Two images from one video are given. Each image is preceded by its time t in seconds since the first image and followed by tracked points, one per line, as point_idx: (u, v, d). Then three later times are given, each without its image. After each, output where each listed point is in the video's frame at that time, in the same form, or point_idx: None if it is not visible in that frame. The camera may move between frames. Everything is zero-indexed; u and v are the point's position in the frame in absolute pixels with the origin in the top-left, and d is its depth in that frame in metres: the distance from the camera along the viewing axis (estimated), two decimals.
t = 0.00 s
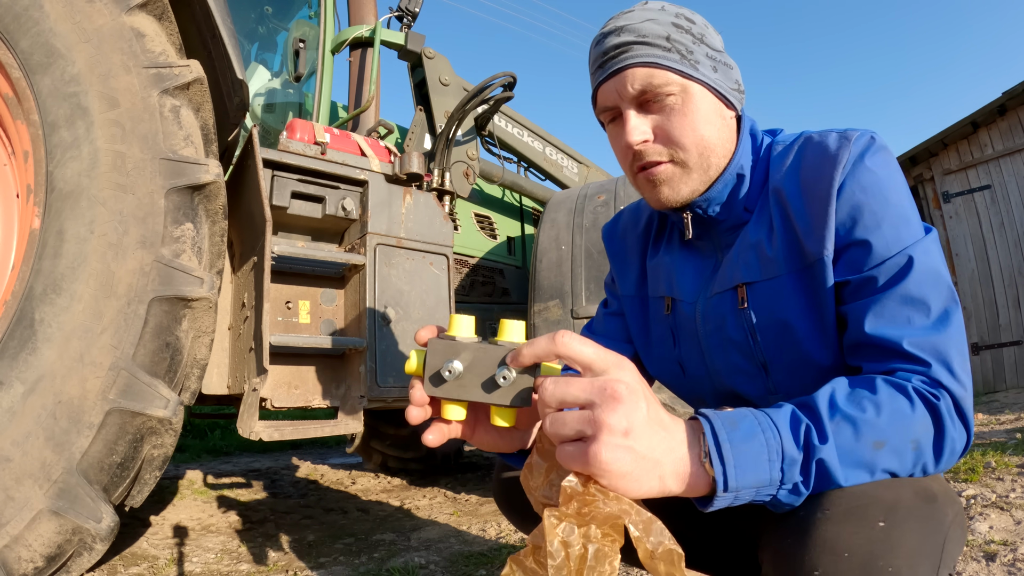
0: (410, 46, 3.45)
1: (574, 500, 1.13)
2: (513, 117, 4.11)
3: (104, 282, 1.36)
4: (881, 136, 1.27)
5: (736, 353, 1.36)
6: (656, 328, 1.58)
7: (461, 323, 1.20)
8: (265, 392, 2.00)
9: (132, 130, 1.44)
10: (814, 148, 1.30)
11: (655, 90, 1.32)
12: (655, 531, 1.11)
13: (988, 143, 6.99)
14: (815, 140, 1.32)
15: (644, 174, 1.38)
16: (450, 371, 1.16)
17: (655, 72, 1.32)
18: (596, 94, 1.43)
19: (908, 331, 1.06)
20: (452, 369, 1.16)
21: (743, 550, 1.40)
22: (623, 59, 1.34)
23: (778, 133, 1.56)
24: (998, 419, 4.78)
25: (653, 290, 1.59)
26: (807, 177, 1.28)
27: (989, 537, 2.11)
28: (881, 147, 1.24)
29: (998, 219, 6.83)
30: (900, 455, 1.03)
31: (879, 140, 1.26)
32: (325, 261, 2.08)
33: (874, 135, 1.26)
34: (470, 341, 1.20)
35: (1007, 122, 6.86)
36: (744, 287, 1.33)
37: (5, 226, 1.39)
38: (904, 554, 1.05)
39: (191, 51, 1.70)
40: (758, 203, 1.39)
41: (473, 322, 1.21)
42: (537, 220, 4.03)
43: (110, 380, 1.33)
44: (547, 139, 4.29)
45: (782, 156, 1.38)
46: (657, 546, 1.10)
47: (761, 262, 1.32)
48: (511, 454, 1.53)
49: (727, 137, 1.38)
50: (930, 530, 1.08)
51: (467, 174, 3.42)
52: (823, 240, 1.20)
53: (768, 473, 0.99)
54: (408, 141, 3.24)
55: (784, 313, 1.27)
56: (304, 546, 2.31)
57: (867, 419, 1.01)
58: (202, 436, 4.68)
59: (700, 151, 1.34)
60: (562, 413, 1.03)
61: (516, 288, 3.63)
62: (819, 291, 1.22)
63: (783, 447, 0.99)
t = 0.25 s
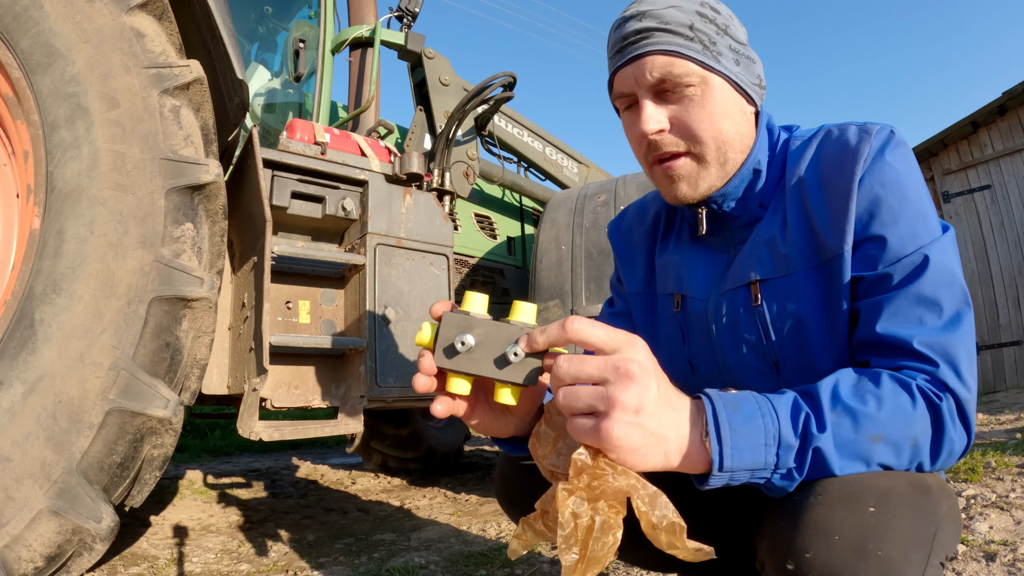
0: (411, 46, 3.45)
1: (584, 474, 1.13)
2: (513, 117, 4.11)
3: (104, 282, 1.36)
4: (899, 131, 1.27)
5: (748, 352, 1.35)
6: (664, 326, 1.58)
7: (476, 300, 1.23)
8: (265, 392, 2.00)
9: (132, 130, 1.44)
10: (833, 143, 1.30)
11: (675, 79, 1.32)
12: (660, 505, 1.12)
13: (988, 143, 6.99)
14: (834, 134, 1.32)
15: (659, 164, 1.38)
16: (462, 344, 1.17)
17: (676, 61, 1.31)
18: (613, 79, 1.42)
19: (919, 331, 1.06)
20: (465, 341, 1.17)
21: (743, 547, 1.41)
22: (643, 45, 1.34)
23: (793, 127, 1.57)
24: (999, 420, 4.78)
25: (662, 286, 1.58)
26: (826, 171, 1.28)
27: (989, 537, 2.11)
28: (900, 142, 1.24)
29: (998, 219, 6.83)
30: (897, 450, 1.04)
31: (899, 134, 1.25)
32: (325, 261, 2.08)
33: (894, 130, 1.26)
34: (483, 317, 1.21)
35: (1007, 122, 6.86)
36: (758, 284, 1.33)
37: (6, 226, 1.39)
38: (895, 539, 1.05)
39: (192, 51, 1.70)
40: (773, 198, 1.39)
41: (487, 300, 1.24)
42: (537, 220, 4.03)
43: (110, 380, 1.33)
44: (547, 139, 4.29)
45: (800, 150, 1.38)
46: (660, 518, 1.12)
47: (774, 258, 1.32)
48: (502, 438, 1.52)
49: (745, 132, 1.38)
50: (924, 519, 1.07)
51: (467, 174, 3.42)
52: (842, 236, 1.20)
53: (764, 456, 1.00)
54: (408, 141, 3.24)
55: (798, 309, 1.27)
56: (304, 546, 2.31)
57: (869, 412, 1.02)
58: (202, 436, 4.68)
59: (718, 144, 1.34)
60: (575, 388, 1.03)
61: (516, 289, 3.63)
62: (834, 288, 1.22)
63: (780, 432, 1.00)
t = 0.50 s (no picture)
0: (411, 46, 3.45)
1: (586, 469, 1.12)
2: (513, 117, 4.11)
3: (104, 282, 1.36)
4: (907, 130, 1.27)
5: (754, 352, 1.35)
6: (668, 325, 1.57)
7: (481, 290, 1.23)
8: (265, 392, 2.00)
9: (132, 130, 1.44)
10: (842, 142, 1.31)
11: (688, 75, 1.32)
12: (662, 502, 1.11)
13: (988, 143, 6.99)
14: (843, 133, 1.33)
15: (669, 163, 1.38)
16: (469, 334, 1.16)
17: (689, 56, 1.31)
18: (624, 73, 1.42)
19: (925, 332, 1.06)
20: (472, 332, 1.16)
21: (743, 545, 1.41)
22: (657, 39, 1.33)
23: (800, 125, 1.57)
24: (999, 419, 4.78)
25: (667, 285, 1.58)
26: (835, 170, 1.28)
27: (989, 537, 2.11)
28: (908, 141, 1.24)
29: (998, 219, 6.83)
30: (899, 452, 1.04)
31: (907, 134, 1.25)
32: (325, 261, 2.08)
33: (903, 130, 1.26)
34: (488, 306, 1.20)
35: (1007, 122, 6.86)
36: (765, 283, 1.32)
37: (5, 226, 1.39)
38: (894, 540, 1.05)
39: (192, 51, 1.70)
40: (781, 198, 1.39)
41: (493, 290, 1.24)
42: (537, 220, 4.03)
43: (110, 380, 1.33)
44: (547, 139, 4.29)
45: (809, 148, 1.38)
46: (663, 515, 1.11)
47: (782, 257, 1.31)
48: (502, 433, 1.52)
49: (756, 130, 1.38)
50: (923, 520, 1.07)
51: (467, 174, 3.42)
52: (850, 235, 1.20)
53: (766, 456, 1.00)
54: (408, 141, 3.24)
55: (806, 308, 1.27)
56: (304, 546, 2.31)
57: (871, 414, 1.02)
58: (202, 436, 4.68)
59: (729, 143, 1.34)
60: (580, 382, 1.03)
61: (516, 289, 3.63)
62: (843, 287, 1.22)
63: (782, 432, 1.00)
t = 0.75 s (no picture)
0: (411, 46, 3.45)
1: (593, 475, 1.12)
2: (513, 117, 4.11)
3: (104, 282, 1.36)
4: (906, 131, 1.27)
5: (757, 353, 1.35)
6: (669, 327, 1.57)
7: (462, 303, 1.23)
8: (265, 392, 2.00)
9: (132, 130, 1.44)
10: (841, 142, 1.31)
11: (683, 77, 1.32)
12: (671, 499, 1.12)
13: (988, 143, 6.99)
14: (842, 133, 1.33)
15: (676, 167, 1.37)
16: (452, 350, 1.17)
17: (682, 60, 1.31)
18: (617, 86, 1.41)
19: (923, 330, 1.06)
20: (455, 345, 1.17)
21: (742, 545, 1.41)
22: (648, 47, 1.33)
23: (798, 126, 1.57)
24: (999, 419, 4.78)
25: (667, 287, 1.58)
26: (835, 170, 1.28)
27: (989, 537, 2.11)
28: (907, 141, 1.25)
29: (998, 219, 6.83)
30: (897, 451, 1.04)
31: (906, 134, 1.26)
32: (326, 261, 2.08)
33: (901, 130, 1.27)
34: (471, 319, 1.21)
35: (1007, 122, 6.86)
36: (767, 284, 1.32)
37: (6, 226, 1.39)
38: (892, 537, 1.05)
39: (192, 51, 1.70)
40: (781, 199, 1.39)
41: (473, 302, 1.23)
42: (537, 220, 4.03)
43: (110, 380, 1.33)
44: (547, 139, 4.29)
45: (808, 149, 1.38)
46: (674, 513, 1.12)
47: (784, 258, 1.31)
48: (503, 442, 1.52)
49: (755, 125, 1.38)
50: (921, 518, 1.07)
51: (467, 174, 3.42)
52: (850, 235, 1.20)
53: (766, 456, 1.00)
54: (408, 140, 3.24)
55: (809, 309, 1.27)
56: (304, 546, 2.31)
57: (870, 413, 1.02)
58: (202, 436, 4.68)
59: (733, 141, 1.34)
60: (579, 387, 1.01)
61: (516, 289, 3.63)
62: (844, 287, 1.22)
63: (782, 432, 1.01)
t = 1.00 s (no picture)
0: (410, 46, 3.45)
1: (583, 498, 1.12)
2: (513, 117, 4.11)
3: (104, 282, 1.36)
4: (898, 130, 1.27)
5: (751, 354, 1.35)
6: (664, 328, 1.57)
7: (444, 323, 1.21)
8: (265, 392, 2.00)
9: (132, 130, 1.44)
10: (833, 142, 1.30)
11: (676, 78, 1.32)
12: (663, 515, 1.13)
13: (988, 143, 6.99)
14: (834, 133, 1.32)
15: (670, 167, 1.37)
16: (433, 369, 1.15)
17: (675, 60, 1.32)
18: (610, 88, 1.42)
19: (917, 330, 1.05)
20: (435, 366, 1.15)
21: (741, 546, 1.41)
22: (640, 48, 1.34)
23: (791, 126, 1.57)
24: (999, 419, 4.78)
25: (661, 288, 1.57)
26: (827, 170, 1.28)
27: (989, 537, 2.11)
28: (899, 141, 1.24)
29: (998, 219, 6.83)
30: (892, 453, 1.04)
31: (898, 133, 1.25)
32: (326, 261, 2.08)
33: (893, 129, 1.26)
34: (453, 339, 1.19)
35: (1007, 122, 6.86)
36: (760, 285, 1.32)
37: (5, 226, 1.39)
38: (888, 541, 1.05)
39: (191, 51, 1.70)
40: (774, 199, 1.39)
41: (455, 322, 1.22)
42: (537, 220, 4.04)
43: (110, 380, 1.33)
44: (547, 139, 4.29)
45: (800, 149, 1.38)
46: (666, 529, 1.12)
47: (776, 259, 1.31)
48: (501, 453, 1.50)
49: (748, 126, 1.38)
50: (916, 521, 1.07)
51: (467, 174, 3.42)
52: (842, 235, 1.20)
53: (758, 463, 0.99)
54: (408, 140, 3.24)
55: (802, 310, 1.27)
56: (304, 546, 2.31)
57: (862, 416, 1.01)
58: (202, 436, 4.68)
59: (726, 141, 1.34)
60: (557, 417, 1.02)
61: (516, 288, 3.63)
62: (837, 287, 1.22)
63: (774, 438, 1.00)
